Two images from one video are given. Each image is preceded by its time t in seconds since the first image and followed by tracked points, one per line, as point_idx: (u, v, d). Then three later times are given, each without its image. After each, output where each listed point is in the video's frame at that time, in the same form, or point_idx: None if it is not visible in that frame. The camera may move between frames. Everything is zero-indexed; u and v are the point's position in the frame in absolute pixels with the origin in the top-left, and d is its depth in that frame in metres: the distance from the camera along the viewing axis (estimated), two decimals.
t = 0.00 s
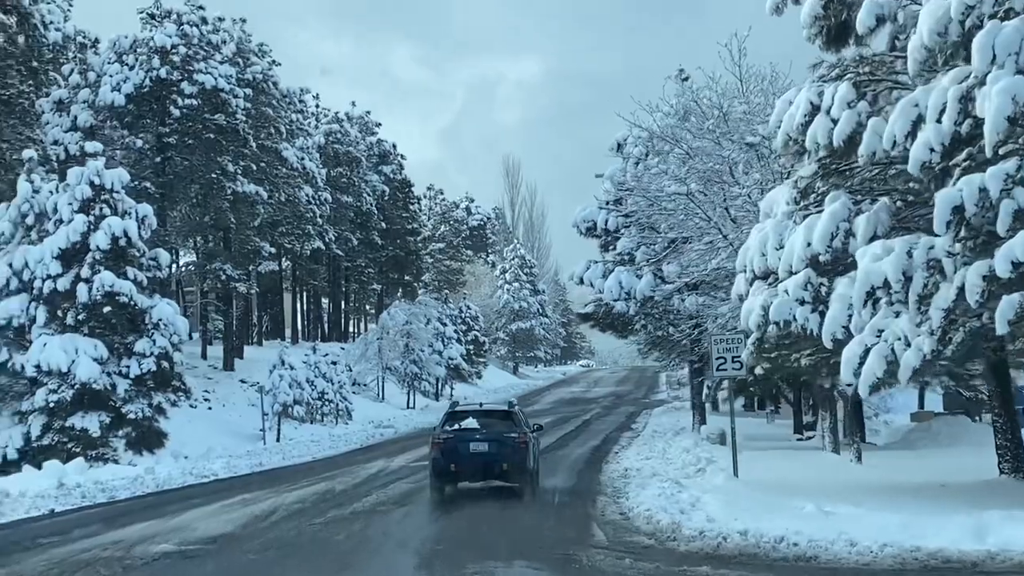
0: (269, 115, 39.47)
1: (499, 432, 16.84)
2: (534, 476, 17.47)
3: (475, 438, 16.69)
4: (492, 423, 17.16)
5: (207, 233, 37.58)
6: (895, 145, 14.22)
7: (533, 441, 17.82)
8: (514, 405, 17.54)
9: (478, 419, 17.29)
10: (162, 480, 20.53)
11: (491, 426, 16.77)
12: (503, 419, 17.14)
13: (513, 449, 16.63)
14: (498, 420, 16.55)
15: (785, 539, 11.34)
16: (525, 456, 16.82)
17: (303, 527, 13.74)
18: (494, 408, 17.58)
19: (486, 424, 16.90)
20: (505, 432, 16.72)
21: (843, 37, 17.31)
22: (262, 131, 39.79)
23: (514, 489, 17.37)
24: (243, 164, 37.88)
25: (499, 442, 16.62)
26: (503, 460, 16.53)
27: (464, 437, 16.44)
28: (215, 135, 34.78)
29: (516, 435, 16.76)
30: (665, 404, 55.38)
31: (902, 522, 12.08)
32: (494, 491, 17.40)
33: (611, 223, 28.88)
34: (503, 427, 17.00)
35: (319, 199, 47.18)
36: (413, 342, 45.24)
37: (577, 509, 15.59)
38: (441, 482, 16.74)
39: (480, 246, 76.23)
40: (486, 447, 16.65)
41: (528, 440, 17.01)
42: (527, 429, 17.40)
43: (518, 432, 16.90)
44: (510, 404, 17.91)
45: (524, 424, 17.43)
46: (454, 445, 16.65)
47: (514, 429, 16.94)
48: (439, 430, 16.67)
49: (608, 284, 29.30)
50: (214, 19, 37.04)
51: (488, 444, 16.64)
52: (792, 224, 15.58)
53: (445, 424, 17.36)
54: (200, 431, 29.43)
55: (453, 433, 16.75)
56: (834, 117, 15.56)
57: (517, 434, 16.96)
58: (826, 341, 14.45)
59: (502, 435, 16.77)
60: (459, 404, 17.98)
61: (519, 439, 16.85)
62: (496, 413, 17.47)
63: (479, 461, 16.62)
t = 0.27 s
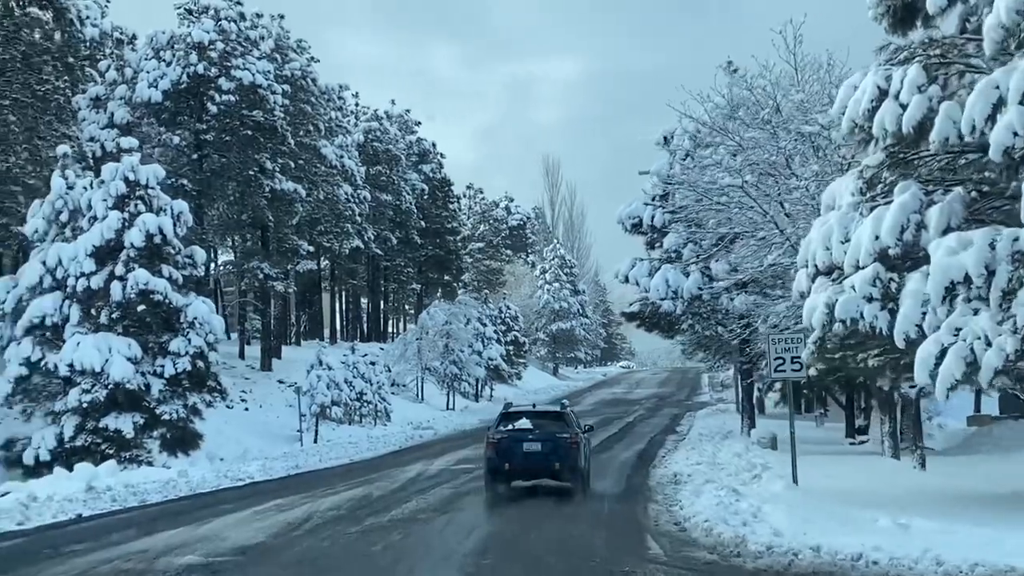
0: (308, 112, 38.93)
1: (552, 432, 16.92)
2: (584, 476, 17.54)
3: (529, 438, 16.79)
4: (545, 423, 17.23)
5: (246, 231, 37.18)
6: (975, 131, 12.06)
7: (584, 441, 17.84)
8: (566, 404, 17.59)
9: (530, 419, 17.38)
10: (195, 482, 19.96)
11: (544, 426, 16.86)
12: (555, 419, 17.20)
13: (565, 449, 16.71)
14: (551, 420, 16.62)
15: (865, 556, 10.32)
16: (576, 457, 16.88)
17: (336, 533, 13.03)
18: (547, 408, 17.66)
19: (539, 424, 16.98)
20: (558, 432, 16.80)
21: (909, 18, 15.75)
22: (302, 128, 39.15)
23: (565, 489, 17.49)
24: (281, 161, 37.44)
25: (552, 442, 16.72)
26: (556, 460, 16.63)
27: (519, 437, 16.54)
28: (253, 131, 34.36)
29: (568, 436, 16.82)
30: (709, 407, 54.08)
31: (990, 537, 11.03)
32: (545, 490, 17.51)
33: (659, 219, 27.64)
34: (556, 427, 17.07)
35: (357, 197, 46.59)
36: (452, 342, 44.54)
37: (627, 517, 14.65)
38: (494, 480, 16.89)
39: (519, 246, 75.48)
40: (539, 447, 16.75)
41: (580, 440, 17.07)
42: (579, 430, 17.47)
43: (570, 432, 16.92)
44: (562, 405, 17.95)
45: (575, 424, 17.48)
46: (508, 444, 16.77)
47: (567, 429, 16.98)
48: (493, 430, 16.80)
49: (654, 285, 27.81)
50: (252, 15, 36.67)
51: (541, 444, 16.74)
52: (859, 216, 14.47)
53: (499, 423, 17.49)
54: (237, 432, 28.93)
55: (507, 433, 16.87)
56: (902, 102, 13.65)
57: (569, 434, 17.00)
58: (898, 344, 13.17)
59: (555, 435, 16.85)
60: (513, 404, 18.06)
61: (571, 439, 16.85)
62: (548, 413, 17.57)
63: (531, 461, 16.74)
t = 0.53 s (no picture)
0: (344, 109, 38.42)
1: (602, 432, 16.85)
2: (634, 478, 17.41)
3: (580, 438, 16.73)
4: (595, 425, 17.16)
5: (281, 230, 36.67)
6: None
7: (635, 443, 17.70)
8: (616, 405, 17.51)
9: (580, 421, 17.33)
10: (226, 484, 19.44)
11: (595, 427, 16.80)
12: (605, 420, 17.11)
13: (616, 450, 16.62)
14: (602, 420, 16.56)
15: None
16: (627, 457, 16.77)
17: (367, 537, 12.39)
18: (597, 410, 17.61)
19: (590, 425, 16.91)
20: (609, 433, 16.73)
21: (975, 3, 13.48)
22: (337, 124, 38.82)
23: (616, 489, 17.38)
24: (316, 159, 37.00)
25: (603, 443, 16.65)
26: (607, 460, 16.55)
27: (571, 437, 16.51)
28: (289, 128, 33.94)
29: (618, 437, 16.74)
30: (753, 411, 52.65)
31: None
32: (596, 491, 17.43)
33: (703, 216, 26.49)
34: (606, 428, 16.99)
35: (394, 196, 46.03)
36: (490, 343, 43.72)
37: (676, 525, 13.82)
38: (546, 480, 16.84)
39: (557, 247, 74.50)
40: (590, 447, 16.69)
41: (630, 441, 16.96)
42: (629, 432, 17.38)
43: (619, 433, 16.82)
44: (612, 407, 17.85)
45: (625, 425, 17.38)
46: (560, 444, 16.70)
47: (616, 430, 16.89)
48: (544, 430, 16.79)
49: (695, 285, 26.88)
50: (289, 11, 36.26)
51: (592, 445, 16.69)
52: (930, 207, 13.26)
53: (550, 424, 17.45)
54: (272, 434, 28.42)
55: (558, 433, 16.85)
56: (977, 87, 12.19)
57: (619, 434, 16.90)
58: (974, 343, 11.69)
59: (605, 436, 16.78)
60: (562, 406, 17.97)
61: (621, 440, 16.74)
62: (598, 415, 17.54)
63: (583, 461, 16.68)
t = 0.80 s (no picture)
0: (378, 106, 37.85)
1: (651, 434, 17.10)
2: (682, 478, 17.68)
3: (630, 439, 17.02)
4: (644, 426, 17.44)
5: (314, 229, 36.17)
6: None
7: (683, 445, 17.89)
8: (664, 408, 17.74)
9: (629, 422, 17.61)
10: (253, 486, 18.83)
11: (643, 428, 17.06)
12: (654, 423, 17.33)
13: (665, 451, 16.85)
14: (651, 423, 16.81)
15: None
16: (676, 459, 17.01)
17: (396, 544, 11.70)
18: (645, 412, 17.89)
19: (639, 426, 17.15)
20: (657, 434, 16.97)
21: None
22: (371, 121, 38.23)
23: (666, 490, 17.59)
24: (350, 156, 36.48)
25: (652, 444, 16.88)
26: (656, 461, 16.78)
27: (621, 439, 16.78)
28: (322, 125, 33.42)
29: (666, 438, 16.98)
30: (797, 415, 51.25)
31: None
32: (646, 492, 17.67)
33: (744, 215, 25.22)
34: (654, 430, 17.22)
35: (428, 194, 45.42)
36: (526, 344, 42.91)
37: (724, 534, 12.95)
38: (596, 480, 17.17)
39: (594, 248, 73.47)
40: (640, 448, 16.95)
41: (678, 442, 17.19)
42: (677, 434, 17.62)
43: (668, 434, 17.06)
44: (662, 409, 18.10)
45: (674, 427, 17.62)
46: (610, 444, 17.02)
47: (665, 431, 17.13)
48: (594, 432, 17.10)
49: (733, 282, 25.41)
50: (322, 6, 35.78)
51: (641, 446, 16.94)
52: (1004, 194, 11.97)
53: (601, 425, 17.78)
54: (303, 435, 27.86)
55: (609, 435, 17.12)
56: None
57: (667, 436, 17.13)
58: None
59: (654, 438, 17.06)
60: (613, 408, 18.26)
61: (669, 441, 16.97)
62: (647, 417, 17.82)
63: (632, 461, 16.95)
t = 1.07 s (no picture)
0: (411, 105, 37.27)
1: (700, 436, 17.24)
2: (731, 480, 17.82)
3: (679, 442, 17.18)
4: (693, 429, 17.61)
5: (347, 230, 35.64)
6: None
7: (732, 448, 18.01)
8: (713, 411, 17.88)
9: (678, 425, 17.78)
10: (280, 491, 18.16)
11: (692, 431, 17.26)
12: (703, 426, 17.50)
13: (714, 454, 17.00)
14: (700, 426, 16.99)
15: None
16: (724, 461, 17.17)
17: (423, 558, 10.90)
18: (694, 416, 18.06)
19: (688, 429, 17.32)
20: (706, 437, 17.11)
21: None
22: (405, 120, 37.65)
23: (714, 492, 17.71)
24: (383, 155, 35.84)
25: (700, 446, 17.05)
26: (705, 463, 16.92)
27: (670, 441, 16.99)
28: (354, 123, 32.90)
29: (715, 441, 17.12)
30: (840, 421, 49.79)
31: None
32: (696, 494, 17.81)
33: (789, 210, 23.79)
34: (703, 433, 17.36)
35: (462, 195, 44.66)
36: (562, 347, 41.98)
37: (776, 549, 12.04)
38: (646, 481, 17.37)
39: (630, 251, 72.39)
40: (689, 451, 17.10)
41: (727, 445, 17.31)
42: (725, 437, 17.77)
43: (716, 437, 17.20)
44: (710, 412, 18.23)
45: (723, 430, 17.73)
46: (660, 446, 17.24)
47: (713, 434, 17.27)
48: (644, 434, 17.32)
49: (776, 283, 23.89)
50: (355, 3, 35.30)
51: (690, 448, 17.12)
52: None
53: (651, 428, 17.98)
54: (334, 439, 27.23)
55: (658, 437, 17.34)
56: None
57: (716, 439, 17.26)
58: None
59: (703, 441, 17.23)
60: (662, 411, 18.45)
61: (718, 444, 17.10)
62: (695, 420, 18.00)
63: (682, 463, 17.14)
